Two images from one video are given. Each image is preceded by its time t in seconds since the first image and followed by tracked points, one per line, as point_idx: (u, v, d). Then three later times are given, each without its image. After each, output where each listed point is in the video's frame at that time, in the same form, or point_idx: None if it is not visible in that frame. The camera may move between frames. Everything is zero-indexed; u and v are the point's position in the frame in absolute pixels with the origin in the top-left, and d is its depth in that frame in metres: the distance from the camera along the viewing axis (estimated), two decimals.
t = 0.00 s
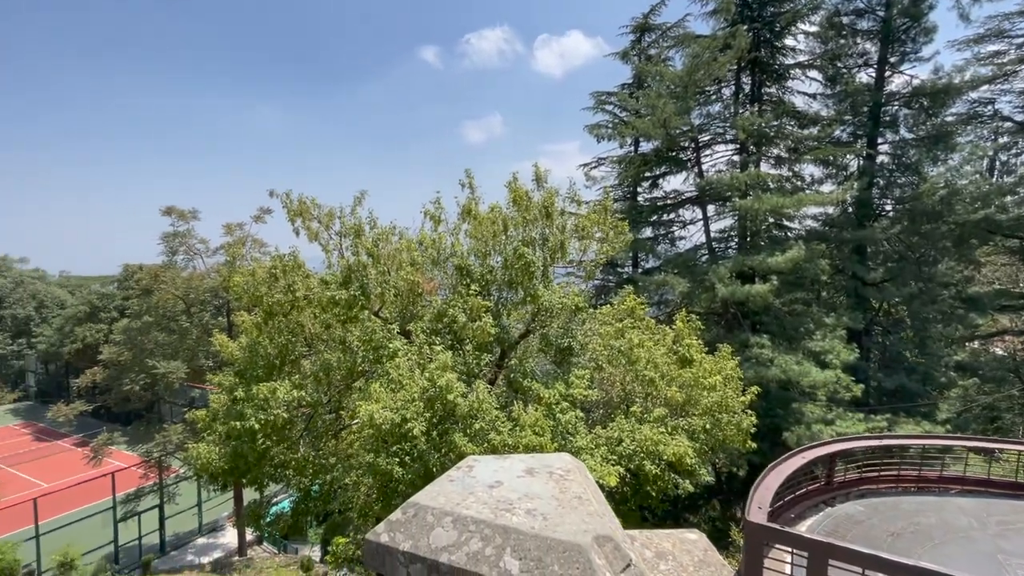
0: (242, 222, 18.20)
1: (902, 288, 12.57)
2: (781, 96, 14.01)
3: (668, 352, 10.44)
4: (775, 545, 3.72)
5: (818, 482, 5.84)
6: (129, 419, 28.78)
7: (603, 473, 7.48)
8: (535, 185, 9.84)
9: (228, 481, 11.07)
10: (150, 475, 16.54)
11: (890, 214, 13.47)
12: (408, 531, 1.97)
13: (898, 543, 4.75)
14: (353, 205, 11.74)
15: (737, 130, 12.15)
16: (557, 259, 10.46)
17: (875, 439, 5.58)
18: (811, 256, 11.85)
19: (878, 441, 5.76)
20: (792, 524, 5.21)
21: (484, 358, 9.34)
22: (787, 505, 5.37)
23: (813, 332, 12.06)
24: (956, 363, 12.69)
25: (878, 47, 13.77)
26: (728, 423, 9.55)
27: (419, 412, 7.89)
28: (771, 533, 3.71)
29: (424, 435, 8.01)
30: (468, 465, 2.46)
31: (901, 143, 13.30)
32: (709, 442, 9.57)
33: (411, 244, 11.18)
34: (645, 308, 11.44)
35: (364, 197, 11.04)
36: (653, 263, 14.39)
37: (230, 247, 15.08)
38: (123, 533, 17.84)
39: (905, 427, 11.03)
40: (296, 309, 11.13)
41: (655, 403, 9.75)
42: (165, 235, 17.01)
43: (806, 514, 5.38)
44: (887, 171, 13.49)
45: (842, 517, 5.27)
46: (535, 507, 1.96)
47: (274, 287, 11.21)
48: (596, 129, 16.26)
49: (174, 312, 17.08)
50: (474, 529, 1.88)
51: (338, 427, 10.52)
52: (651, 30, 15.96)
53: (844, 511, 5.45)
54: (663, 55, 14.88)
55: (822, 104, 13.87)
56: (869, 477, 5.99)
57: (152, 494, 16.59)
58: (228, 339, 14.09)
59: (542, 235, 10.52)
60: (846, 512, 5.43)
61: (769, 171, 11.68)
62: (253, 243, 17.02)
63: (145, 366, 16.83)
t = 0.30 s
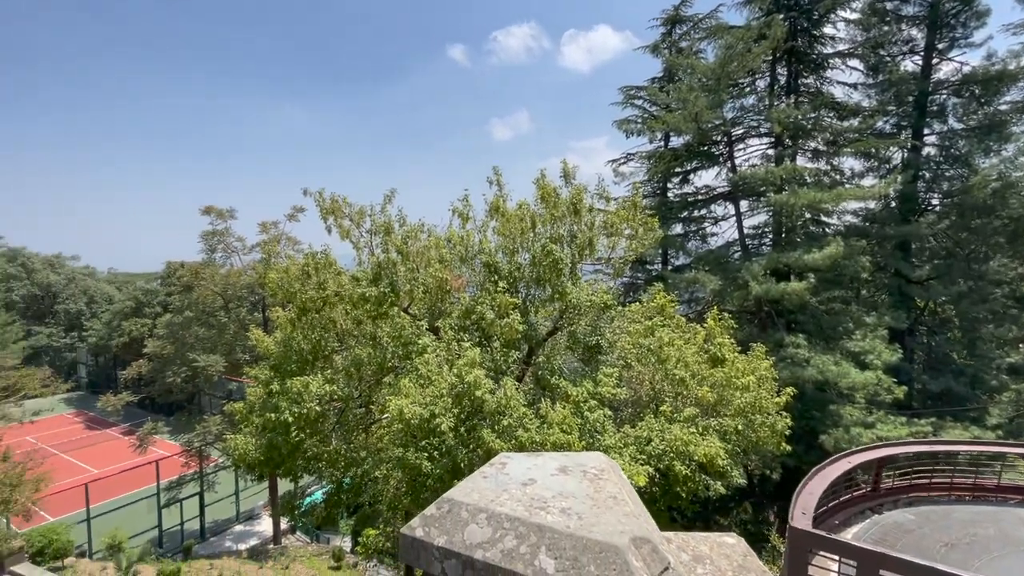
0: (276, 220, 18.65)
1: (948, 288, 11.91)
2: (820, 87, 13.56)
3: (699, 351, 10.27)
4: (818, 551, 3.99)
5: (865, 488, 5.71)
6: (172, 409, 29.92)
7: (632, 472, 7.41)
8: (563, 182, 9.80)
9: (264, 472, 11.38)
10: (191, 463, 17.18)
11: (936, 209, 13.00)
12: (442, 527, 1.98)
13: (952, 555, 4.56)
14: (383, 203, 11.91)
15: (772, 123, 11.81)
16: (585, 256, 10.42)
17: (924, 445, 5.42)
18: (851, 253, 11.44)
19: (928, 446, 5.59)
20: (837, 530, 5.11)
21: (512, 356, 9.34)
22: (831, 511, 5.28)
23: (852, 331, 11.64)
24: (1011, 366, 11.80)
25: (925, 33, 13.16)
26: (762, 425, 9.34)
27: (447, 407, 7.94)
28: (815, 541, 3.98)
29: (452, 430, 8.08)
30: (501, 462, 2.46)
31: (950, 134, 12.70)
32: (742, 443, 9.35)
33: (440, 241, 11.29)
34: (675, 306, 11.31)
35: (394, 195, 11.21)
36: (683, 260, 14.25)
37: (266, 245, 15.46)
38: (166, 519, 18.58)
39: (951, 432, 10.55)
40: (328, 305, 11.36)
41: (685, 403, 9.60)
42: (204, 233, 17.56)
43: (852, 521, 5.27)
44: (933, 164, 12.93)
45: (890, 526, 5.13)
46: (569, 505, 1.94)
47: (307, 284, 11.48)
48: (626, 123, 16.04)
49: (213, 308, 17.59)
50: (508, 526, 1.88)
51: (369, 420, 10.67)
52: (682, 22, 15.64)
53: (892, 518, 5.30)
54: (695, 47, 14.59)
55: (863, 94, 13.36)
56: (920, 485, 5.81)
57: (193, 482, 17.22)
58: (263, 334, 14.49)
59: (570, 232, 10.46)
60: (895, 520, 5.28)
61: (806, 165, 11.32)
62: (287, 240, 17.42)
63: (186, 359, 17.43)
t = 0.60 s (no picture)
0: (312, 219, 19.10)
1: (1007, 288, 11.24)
2: (865, 76, 13.02)
3: (735, 351, 10.01)
4: (876, 563, 3.94)
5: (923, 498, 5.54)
6: (215, 401, 31.04)
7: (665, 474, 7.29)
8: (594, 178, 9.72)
9: (301, 463, 11.68)
10: (233, 453, 17.79)
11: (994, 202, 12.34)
12: (481, 524, 1.98)
13: (1022, 573, 4.37)
14: (416, 201, 12.05)
15: (813, 115, 11.39)
16: (618, 252, 10.17)
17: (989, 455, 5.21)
18: (898, 251, 10.94)
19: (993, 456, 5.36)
20: (893, 541, 4.98)
21: (542, 353, 9.27)
22: (887, 521, 5.14)
23: (899, 332, 11.14)
24: None
25: (981, 17, 12.47)
26: (801, 428, 9.05)
27: (477, 404, 7.95)
28: (873, 553, 3.95)
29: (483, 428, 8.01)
30: (539, 461, 2.45)
31: (1008, 124, 12.00)
32: (780, 447, 9.08)
33: (472, 238, 11.35)
34: (710, 305, 11.12)
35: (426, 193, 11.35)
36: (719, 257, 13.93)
37: (303, 243, 15.83)
38: (209, 506, 19.33)
39: (1008, 440, 9.98)
40: (362, 301, 11.58)
41: (721, 404, 9.31)
42: (245, 231, 18.09)
43: (909, 531, 5.12)
44: (989, 155, 12.25)
45: (952, 538, 4.96)
46: (610, 507, 1.92)
47: (342, 281, 11.75)
48: (659, 118, 15.75)
49: (253, 304, 18.12)
50: (549, 526, 1.86)
51: (401, 415, 10.77)
52: (718, 13, 15.28)
53: (954, 531, 5.12)
54: (732, 39, 14.22)
55: (912, 83, 12.78)
56: (983, 495, 5.59)
57: (235, 471, 17.82)
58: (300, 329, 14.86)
59: (601, 230, 10.35)
60: (957, 532, 5.10)
61: (850, 158, 10.89)
62: (323, 238, 17.82)
63: (228, 353, 18.03)
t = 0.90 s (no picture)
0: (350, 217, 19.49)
1: None
2: (921, 64, 12.35)
3: (777, 352, 9.68)
4: None
5: (994, 514, 5.35)
6: (258, 393, 32.15)
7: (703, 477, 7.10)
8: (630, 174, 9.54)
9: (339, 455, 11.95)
10: (275, 443, 18.37)
11: None
12: (521, 526, 1.95)
13: None
14: (451, 199, 12.15)
15: (863, 106, 10.89)
16: (653, 250, 10.02)
17: None
18: (957, 249, 10.32)
19: None
20: (962, 561, 4.86)
21: (576, 351, 9.11)
22: (956, 539, 4.99)
23: (956, 335, 10.52)
24: None
25: None
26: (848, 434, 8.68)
27: (511, 402, 7.95)
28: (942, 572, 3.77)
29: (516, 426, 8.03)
30: (579, 462, 2.42)
31: None
32: (825, 453, 8.73)
33: (506, 236, 11.36)
34: (750, 305, 10.78)
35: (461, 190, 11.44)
36: (760, 255, 13.50)
37: (341, 241, 16.16)
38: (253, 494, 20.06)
39: None
40: (398, 298, 11.75)
41: (761, 407, 9.05)
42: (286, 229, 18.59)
43: (979, 550, 4.97)
44: None
45: None
46: (655, 513, 1.88)
47: (379, 278, 11.97)
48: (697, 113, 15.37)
49: (294, 300, 18.64)
50: (591, 530, 1.83)
51: (435, 410, 10.86)
52: (761, 2, 14.81)
53: None
54: (775, 28, 13.75)
55: (973, 70, 12.05)
56: None
57: (277, 461, 18.38)
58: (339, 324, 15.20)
59: (637, 227, 10.17)
60: None
61: (903, 150, 10.35)
62: (361, 236, 18.15)
63: (271, 347, 18.60)
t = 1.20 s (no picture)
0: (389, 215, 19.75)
1: None
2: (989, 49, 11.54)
3: (826, 355, 9.22)
4: None
5: None
6: (301, 386, 33.10)
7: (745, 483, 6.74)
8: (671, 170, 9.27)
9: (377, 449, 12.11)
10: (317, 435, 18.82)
11: None
12: (564, 528, 2.02)
13: None
14: (488, 197, 12.14)
15: (922, 95, 10.27)
16: (695, 249, 9.60)
17: None
18: None
19: None
20: None
21: (613, 352, 8.92)
22: None
23: None
24: None
25: None
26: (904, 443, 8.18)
27: (547, 400, 7.86)
28: None
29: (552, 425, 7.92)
30: (621, 465, 2.46)
31: None
32: (878, 463, 8.27)
33: (543, 234, 11.24)
34: (798, 306, 10.31)
35: (498, 188, 11.42)
36: (808, 254, 12.97)
37: (381, 239, 16.39)
38: (296, 483, 20.71)
39: None
40: (435, 296, 11.82)
41: (808, 412, 8.65)
42: (329, 228, 18.99)
43: None
44: None
45: None
46: (704, 521, 1.92)
47: (417, 276, 12.10)
48: (741, 107, 14.84)
49: (335, 296, 19.05)
50: (637, 536, 1.89)
51: (471, 407, 10.84)
52: None
53: None
54: (827, 16, 13.13)
55: None
56: None
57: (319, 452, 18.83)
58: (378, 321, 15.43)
59: (678, 224, 9.88)
60: None
61: (969, 141, 9.68)
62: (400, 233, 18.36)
63: (313, 342, 19.06)
